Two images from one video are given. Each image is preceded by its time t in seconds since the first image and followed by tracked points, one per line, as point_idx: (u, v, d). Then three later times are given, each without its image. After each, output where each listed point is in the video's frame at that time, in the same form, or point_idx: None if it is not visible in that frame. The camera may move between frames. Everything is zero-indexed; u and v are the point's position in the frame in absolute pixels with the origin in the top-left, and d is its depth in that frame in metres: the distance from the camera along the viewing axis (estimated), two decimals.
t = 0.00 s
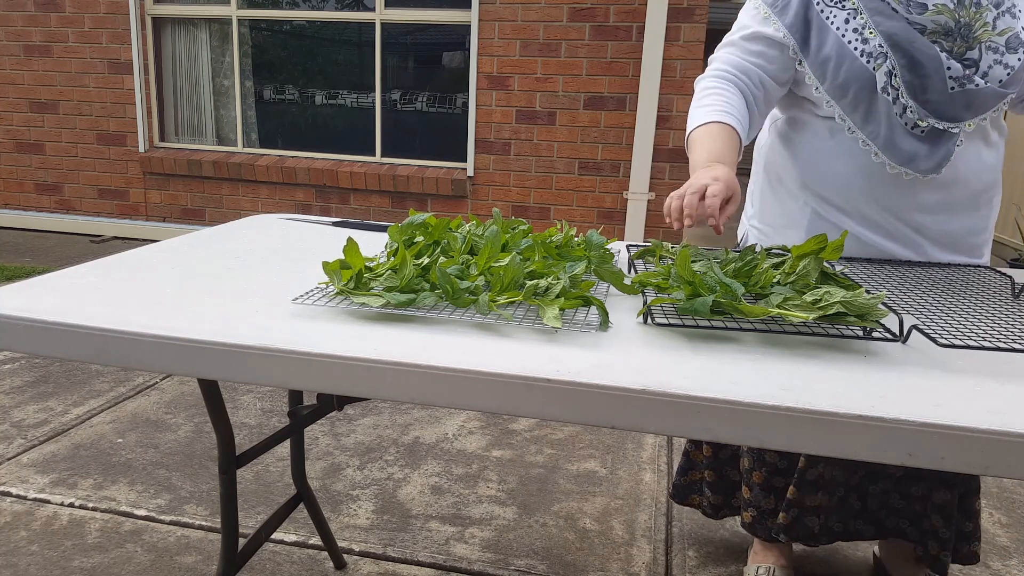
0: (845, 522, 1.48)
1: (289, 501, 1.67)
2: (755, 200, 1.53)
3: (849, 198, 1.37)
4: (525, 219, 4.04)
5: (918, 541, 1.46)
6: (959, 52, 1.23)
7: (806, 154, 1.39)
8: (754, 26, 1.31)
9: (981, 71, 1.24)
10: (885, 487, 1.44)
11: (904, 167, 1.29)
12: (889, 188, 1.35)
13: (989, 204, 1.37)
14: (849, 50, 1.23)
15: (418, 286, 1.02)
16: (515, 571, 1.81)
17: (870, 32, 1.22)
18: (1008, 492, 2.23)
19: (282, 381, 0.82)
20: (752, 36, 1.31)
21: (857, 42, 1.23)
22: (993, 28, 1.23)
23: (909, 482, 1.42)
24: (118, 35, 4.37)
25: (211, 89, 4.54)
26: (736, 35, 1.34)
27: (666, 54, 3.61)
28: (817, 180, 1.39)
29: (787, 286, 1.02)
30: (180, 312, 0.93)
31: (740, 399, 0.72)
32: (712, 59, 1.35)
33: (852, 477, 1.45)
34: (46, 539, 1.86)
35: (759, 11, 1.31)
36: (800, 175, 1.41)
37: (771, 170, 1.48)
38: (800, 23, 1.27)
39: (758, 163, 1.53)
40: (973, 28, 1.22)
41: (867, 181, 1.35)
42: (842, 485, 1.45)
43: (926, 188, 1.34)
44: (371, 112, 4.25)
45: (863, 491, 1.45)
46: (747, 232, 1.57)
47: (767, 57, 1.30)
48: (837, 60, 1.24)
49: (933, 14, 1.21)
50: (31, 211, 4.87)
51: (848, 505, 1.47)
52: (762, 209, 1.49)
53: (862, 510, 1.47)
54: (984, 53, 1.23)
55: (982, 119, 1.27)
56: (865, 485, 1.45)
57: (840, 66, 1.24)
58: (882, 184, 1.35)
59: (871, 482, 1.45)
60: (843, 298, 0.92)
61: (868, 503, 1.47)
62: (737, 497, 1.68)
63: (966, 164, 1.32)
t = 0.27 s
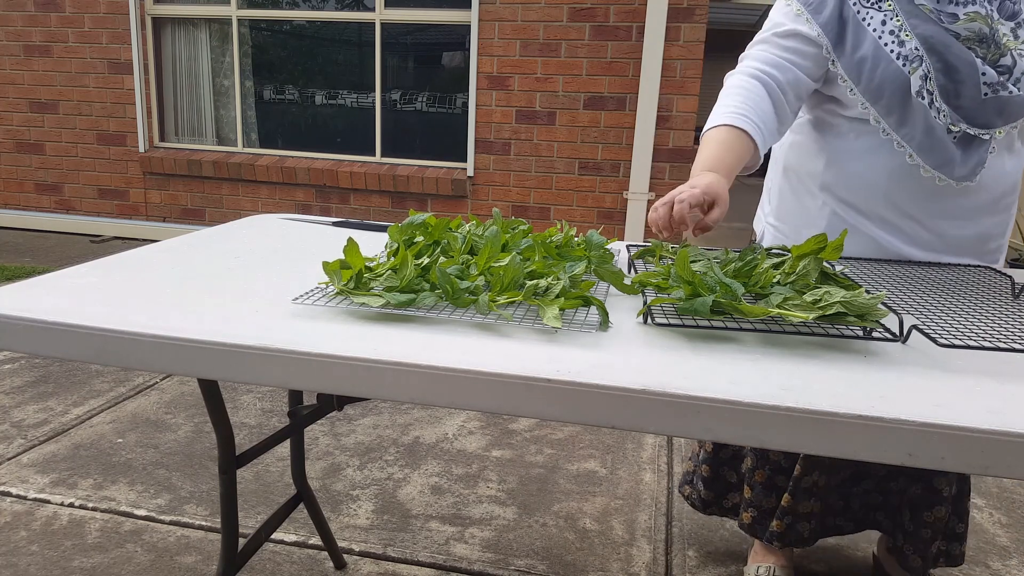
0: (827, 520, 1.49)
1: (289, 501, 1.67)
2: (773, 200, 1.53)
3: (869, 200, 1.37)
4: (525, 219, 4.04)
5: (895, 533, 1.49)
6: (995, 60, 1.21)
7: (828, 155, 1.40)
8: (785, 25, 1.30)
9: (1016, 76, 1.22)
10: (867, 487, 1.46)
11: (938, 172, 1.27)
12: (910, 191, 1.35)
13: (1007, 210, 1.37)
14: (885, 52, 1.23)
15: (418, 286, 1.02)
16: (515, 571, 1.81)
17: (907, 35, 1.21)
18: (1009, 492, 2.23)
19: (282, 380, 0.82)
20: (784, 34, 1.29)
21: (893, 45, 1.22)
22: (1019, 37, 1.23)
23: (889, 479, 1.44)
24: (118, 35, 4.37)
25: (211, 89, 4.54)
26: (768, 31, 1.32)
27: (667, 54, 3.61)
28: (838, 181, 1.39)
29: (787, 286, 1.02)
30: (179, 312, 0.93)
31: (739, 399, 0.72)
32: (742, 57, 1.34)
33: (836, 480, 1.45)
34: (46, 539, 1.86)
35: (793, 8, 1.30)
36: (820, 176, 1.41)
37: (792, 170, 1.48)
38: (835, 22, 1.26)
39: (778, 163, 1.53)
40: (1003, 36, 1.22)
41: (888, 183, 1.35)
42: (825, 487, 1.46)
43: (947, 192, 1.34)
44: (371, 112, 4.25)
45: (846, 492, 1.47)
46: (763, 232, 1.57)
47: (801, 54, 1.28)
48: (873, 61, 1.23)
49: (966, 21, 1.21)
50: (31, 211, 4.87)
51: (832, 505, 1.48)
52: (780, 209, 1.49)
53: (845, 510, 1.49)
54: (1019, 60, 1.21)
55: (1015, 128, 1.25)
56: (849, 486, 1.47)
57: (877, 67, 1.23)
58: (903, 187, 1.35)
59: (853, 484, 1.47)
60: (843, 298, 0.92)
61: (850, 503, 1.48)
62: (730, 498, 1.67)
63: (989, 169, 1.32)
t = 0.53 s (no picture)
0: (857, 527, 1.48)
1: (289, 501, 1.67)
2: (773, 204, 1.53)
3: (870, 202, 1.37)
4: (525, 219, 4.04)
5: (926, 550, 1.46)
6: (992, 58, 1.22)
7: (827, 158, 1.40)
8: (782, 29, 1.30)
9: (1014, 74, 1.22)
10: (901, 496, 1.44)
11: (937, 172, 1.27)
12: (911, 192, 1.35)
13: (1009, 209, 1.37)
14: (881, 56, 1.22)
15: (418, 286, 1.02)
16: (515, 571, 1.81)
17: (902, 38, 1.21)
18: (1009, 492, 2.22)
19: (282, 381, 0.82)
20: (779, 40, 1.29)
21: (889, 48, 1.22)
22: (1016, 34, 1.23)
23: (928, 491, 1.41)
24: (118, 35, 4.37)
25: (211, 89, 4.54)
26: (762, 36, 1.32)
27: (667, 54, 3.61)
28: (839, 184, 1.39)
29: (787, 286, 1.02)
30: (179, 312, 0.93)
31: (739, 399, 0.72)
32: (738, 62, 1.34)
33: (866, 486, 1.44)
34: (46, 539, 1.86)
35: (788, 13, 1.29)
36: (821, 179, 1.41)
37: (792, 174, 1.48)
38: (829, 27, 1.25)
39: (778, 167, 1.53)
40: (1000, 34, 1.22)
41: (889, 184, 1.36)
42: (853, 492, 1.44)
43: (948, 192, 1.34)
44: (371, 112, 4.25)
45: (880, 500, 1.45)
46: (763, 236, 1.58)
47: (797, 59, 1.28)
48: (869, 66, 1.22)
49: (962, 21, 1.21)
50: (31, 211, 4.87)
51: (864, 512, 1.47)
52: (780, 212, 1.50)
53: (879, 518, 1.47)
54: (1016, 57, 1.21)
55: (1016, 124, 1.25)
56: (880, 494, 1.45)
57: (872, 72, 1.22)
58: (903, 188, 1.35)
59: (886, 492, 1.44)
60: (843, 298, 0.92)
61: (886, 512, 1.47)
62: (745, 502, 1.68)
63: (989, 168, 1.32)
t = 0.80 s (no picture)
0: (889, 535, 1.46)
1: (290, 501, 1.68)
2: (767, 204, 1.53)
3: (866, 202, 1.37)
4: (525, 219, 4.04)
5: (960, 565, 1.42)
6: (979, 56, 1.21)
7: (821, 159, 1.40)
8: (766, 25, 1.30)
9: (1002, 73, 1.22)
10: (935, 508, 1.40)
11: (922, 169, 1.27)
12: (906, 192, 1.35)
13: (1003, 207, 1.37)
14: (867, 53, 1.21)
15: (418, 286, 1.02)
16: (515, 571, 1.81)
17: (888, 35, 1.20)
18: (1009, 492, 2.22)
19: (282, 381, 0.82)
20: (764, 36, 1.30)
21: (876, 45, 1.21)
22: (1007, 35, 1.23)
23: (959, 505, 1.38)
24: (118, 35, 4.37)
25: (211, 89, 4.54)
26: (746, 32, 1.33)
27: (666, 54, 3.61)
28: (834, 185, 1.39)
29: (787, 286, 1.02)
30: (179, 312, 0.93)
31: (740, 399, 0.72)
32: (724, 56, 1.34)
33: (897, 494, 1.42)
34: (46, 539, 1.86)
35: (772, 10, 1.29)
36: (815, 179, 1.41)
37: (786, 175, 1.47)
38: (812, 25, 1.25)
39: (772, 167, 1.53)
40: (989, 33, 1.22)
41: (883, 184, 1.36)
42: (881, 497, 1.43)
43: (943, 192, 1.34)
44: (371, 112, 4.25)
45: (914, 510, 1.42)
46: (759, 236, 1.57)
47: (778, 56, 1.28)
48: (855, 63, 1.22)
49: (948, 19, 1.21)
50: (31, 211, 4.87)
51: (896, 521, 1.44)
52: (774, 213, 1.49)
53: (911, 529, 1.44)
54: (1006, 56, 1.21)
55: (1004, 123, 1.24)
56: (912, 503, 1.42)
57: (858, 69, 1.22)
58: (898, 188, 1.35)
59: (919, 503, 1.41)
60: (843, 298, 0.92)
61: (918, 524, 1.43)
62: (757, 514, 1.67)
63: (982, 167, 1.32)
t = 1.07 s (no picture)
0: (883, 544, 1.42)
1: (289, 501, 1.67)
2: (773, 205, 1.52)
3: (873, 202, 1.37)
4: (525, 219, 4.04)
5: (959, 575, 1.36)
6: (988, 56, 1.23)
7: (830, 158, 1.39)
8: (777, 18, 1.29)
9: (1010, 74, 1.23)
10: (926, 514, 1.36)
11: (929, 168, 1.27)
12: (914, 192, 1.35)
13: (1009, 207, 1.37)
14: (876, 51, 1.22)
15: (418, 286, 1.02)
16: (515, 571, 1.81)
17: (899, 34, 1.21)
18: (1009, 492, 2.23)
19: (282, 381, 0.82)
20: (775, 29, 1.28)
21: (886, 44, 1.21)
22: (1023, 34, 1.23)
23: (952, 509, 1.33)
24: (118, 35, 4.36)
25: (211, 89, 4.54)
26: (757, 26, 1.32)
27: (666, 54, 3.61)
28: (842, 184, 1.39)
29: (787, 286, 1.02)
30: (179, 312, 0.93)
31: (739, 399, 0.72)
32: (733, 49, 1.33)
33: (889, 501, 1.38)
34: (46, 539, 1.86)
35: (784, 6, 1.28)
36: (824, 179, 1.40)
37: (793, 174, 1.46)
38: (824, 21, 1.24)
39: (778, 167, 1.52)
40: (1002, 32, 1.22)
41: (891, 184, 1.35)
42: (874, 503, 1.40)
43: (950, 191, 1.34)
44: (371, 112, 4.25)
45: (907, 518, 1.38)
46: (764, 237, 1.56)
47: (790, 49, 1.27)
48: (865, 61, 1.22)
49: (962, 14, 1.21)
50: (31, 211, 4.87)
51: (889, 529, 1.40)
52: (781, 213, 1.48)
53: (905, 538, 1.40)
54: (1015, 57, 1.22)
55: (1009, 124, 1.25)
56: (905, 510, 1.38)
57: (868, 67, 1.22)
58: (906, 187, 1.35)
59: (912, 510, 1.37)
60: (843, 298, 0.92)
61: (911, 532, 1.39)
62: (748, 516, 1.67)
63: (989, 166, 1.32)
